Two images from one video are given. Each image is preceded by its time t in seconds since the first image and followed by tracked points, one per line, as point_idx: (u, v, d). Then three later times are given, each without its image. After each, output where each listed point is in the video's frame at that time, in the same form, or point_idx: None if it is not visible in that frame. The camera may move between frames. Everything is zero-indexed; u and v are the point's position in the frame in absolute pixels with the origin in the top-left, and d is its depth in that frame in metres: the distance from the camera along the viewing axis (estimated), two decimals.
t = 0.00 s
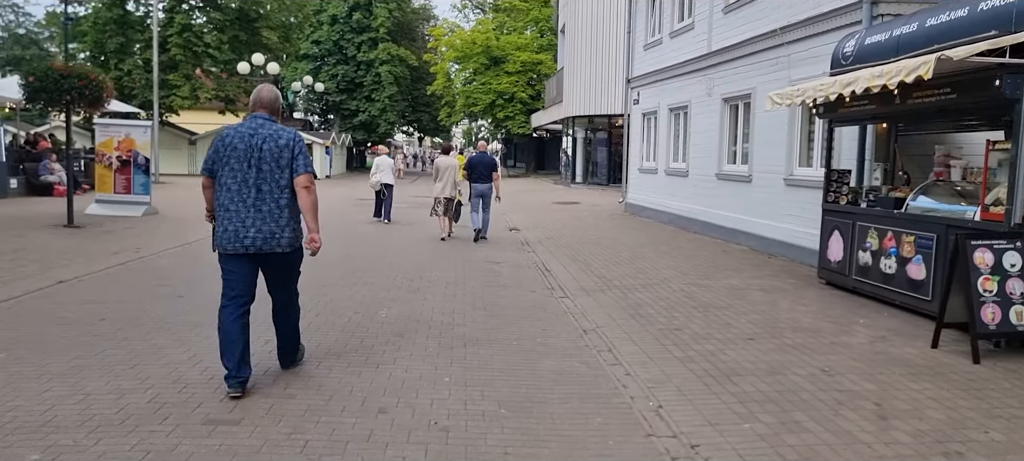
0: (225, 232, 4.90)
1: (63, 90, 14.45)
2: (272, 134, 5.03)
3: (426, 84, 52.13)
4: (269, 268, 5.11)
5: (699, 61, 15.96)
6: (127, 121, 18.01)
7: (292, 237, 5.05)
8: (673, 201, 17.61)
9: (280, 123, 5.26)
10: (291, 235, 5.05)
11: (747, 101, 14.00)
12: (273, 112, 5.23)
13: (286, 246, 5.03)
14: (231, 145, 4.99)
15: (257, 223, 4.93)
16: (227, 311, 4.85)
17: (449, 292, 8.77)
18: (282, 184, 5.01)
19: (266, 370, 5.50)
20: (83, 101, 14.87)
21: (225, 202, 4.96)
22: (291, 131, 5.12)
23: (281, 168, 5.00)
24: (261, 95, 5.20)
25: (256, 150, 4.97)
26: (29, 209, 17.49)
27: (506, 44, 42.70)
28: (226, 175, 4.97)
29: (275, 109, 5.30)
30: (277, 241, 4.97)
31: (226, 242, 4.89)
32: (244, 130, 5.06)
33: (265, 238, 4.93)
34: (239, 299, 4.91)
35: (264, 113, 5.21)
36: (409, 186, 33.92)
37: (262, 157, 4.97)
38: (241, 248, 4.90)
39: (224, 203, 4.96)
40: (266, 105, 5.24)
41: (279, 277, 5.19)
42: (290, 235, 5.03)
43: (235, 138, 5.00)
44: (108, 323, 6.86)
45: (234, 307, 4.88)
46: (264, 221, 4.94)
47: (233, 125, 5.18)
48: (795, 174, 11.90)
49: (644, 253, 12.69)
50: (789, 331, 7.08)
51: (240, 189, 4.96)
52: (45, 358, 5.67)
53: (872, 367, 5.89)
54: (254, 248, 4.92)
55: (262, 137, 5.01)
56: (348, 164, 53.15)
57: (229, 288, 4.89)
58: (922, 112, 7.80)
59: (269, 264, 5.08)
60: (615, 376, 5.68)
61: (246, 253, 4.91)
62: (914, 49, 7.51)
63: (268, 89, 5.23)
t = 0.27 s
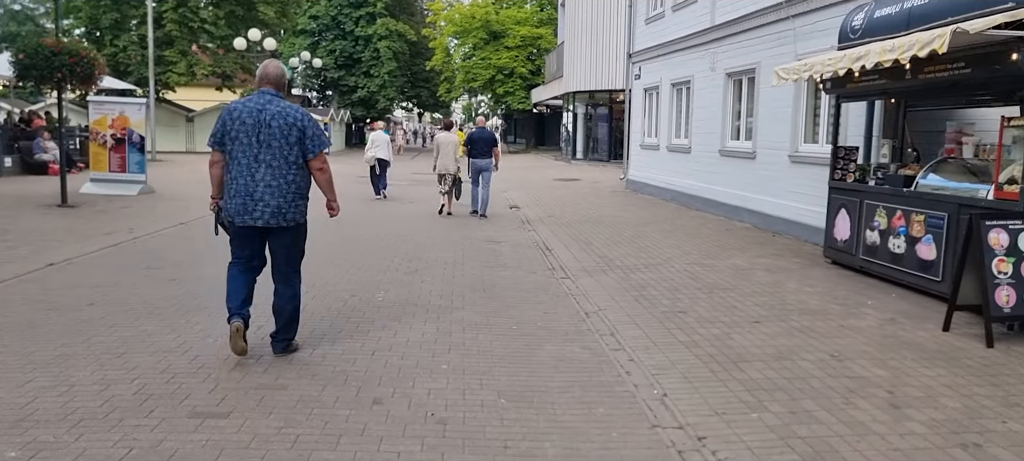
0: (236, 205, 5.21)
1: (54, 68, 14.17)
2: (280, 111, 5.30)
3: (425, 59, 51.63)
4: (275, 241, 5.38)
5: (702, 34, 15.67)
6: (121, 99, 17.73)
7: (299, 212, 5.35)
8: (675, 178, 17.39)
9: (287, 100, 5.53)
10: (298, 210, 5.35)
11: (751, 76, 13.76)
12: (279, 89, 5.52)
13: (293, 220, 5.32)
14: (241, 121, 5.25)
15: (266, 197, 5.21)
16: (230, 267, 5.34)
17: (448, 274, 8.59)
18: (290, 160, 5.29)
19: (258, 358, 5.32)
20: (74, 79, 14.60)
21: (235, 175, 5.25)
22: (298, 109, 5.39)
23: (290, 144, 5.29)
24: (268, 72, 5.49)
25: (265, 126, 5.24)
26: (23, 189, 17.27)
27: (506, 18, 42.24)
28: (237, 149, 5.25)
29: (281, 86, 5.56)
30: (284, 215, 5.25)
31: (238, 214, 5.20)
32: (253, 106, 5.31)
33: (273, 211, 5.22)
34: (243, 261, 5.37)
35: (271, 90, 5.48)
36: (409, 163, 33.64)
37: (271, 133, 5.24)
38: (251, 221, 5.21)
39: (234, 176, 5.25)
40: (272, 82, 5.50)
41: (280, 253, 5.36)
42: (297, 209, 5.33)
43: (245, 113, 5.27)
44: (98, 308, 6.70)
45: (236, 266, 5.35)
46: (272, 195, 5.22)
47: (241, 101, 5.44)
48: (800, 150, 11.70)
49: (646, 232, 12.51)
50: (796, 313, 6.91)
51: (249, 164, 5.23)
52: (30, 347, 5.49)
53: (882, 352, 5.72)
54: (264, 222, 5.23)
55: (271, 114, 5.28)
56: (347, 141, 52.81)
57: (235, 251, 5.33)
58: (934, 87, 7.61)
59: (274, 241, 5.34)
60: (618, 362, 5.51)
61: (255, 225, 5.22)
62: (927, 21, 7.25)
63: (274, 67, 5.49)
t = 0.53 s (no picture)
0: (226, 204, 5.23)
1: (42, 67, 13.94)
2: (267, 111, 5.32)
3: (423, 59, 51.39)
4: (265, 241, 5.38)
5: (701, 32, 15.45)
6: (112, 99, 17.48)
7: (290, 209, 5.36)
8: (674, 177, 17.17)
9: (272, 100, 5.55)
10: (288, 207, 5.36)
11: (750, 73, 13.56)
12: (265, 90, 5.54)
13: (284, 218, 5.33)
14: (228, 122, 5.26)
15: (255, 196, 5.23)
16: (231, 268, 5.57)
17: (441, 276, 8.37)
18: (279, 159, 5.32)
19: (239, 365, 5.09)
20: (64, 79, 14.38)
21: (225, 176, 5.26)
22: (285, 108, 5.42)
23: (278, 143, 5.31)
24: (251, 72, 5.47)
25: (253, 125, 5.25)
26: (13, 191, 17.03)
27: (503, 18, 42.03)
28: (225, 149, 5.25)
29: (266, 87, 5.57)
30: (275, 213, 5.26)
31: (230, 214, 5.23)
32: (239, 107, 5.32)
33: (263, 210, 5.22)
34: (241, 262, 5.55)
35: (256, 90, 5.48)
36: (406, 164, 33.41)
37: (259, 133, 5.26)
38: (242, 220, 5.23)
39: (224, 176, 5.26)
40: (258, 84, 5.52)
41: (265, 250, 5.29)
42: (288, 207, 5.34)
43: (232, 114, 5.27)
44: (78, 313, 6.48)
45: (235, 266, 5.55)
46: (262, 193, 5.24)
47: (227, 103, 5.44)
48: (801, 148, 11.50)
49: (645, 232, 12.30)
50: (800, 315, 6.69)
51: (238, 164, 5.25)
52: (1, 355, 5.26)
53: (890, 356, 5.49)
54: (255, 220, 5.24)
55: (258, 114, 5.29)
56: (344, 142, 52.57)
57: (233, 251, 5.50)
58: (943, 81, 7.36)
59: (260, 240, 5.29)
60: (616, 369, 5.29)
61: (246, 224, 5.25)
62: (933, 14, 7.03)
63: (259, 68, 5.51)
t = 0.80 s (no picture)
0: (214, 203, 5.32)
1: (32, 66, 13.72)
2: (248, 107, 5.39)
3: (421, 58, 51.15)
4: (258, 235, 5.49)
5: (700, 29, 15.23)
6: (105, 98, 17.25)
7: (276, 203, 5.44)
8: (674, 177, 16.97)
9: (254, 96, 5.62)
10: (274, 201, 5.44)
11: (751, 71, 13.35)
12: (246, 86, 5.60)
13: (271, 212, 5.42)
14: (210, 121, 5.35)
15: (241, 193, 5.32)
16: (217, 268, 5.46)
17: (434, 279, 8.15)
18: (262, 153, 5.39)
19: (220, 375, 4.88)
20: (54, 77, 14.17)
21: (211, 175, 5.35)
22: (265, 103, 5.47)
23: (259, 138, 5.38)
24: (233, 70, 5.53)
25: (234, 123, 5.34)
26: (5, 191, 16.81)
27: (502, 16, 41.73)
28: (209, 149, 5.36)
29: (247, 82, 5.63)
30: (261, 208, 5.35)
31: (218, 212, 5.32)
32: (221, 105, 5.41)
33: (250, 205, 5.31)
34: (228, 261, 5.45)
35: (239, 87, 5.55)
36: (404, 163, 33.21)
37: (240, 130, 5.35)
38: (230, 218, 5.32)
39: (210, 175, 5.35)
40: (238, 80, 5.58)
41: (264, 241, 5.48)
42: (274, 200, 5.42)
43: (214, 113, 5.36)
44: (57, 319, 6.27)
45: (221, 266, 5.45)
46: (247, 190, 5.32)
47: (210, 102, 5.53)
48: (803, 148, 11.30)
49: (643, 233, 12.09)
50: (803, 321, 6.48)
51: (223, 162, 5.34)
52: None
53: (897, 364, 5.29)
54: (242, 216, 5.33)
55: (239, 111, 5.38)
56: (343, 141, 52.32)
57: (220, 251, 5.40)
58: (950, 79, 7.14)
59: (254, 235, 5.46)
60: (612, 378, 5.09)
61: (234, 220, 5.33)
62: (941, 9, 6.81)
63: (239, 65, 5.57)
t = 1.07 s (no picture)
0: (210, 198, 5.38)
1: (22, 62, 13.52)
2: (246, 105, 5.48)
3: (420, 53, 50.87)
4: (253, 230, 5.62)
5: (702, 22, 15.01)
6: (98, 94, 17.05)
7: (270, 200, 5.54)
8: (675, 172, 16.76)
9: (252, 94, 5.69)
10: (268, 197, 5.54)
11: (753, 64, 13.14)
12: (244, 84, 5.67)
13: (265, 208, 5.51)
14: (208, 118, 5.43)
15: (237, 189, 5.40)
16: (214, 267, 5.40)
17: (430, 278, 7.96)
18: (259, 151, 5.47)
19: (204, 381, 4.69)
20: (46, 73, 13.97)
21: (207, 171, 5.42)
22: (263, 101, 5.56)
23: (256, 136, 5.46)
24: (232, 69, 5.60)
25: (232, 120, 5.42)
26: None
27: (502, 11, 41.25)
28: (207, 145, 5.43)
29: (245, 80, 5.70)
30: (258, 205, 5.48)
31: (213, 207, 5.38)
32: (220, 103, 5.48)
33: (246, 202, 5.41)
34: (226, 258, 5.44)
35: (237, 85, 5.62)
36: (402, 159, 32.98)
37: (238, 127, 5.43)
38: (226, 213, 5.39)
39: (206, 171, 5.42)
40: (237, 79, 5.66)
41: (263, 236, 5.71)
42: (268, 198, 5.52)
43: (212, 110, 5.43)
44: (40, 320, 6.08)
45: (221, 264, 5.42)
46: (243, 186, 5.41)
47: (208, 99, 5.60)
48: (807, 142, 11.10)
49: (644, 229, 11.89)
50: (809, 321, 6.29)
51: (220, 158, 5.42)
52: None
53: (908, 366, 5.10)
54: (237, 212, 5.42)
55: (237, 109, 5.46)
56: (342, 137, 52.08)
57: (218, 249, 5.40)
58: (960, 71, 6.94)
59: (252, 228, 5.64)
60: (613, 382, 4.90)
61: (230, 216, 5.41)
62: None
63: (237, 63, 5.64)
